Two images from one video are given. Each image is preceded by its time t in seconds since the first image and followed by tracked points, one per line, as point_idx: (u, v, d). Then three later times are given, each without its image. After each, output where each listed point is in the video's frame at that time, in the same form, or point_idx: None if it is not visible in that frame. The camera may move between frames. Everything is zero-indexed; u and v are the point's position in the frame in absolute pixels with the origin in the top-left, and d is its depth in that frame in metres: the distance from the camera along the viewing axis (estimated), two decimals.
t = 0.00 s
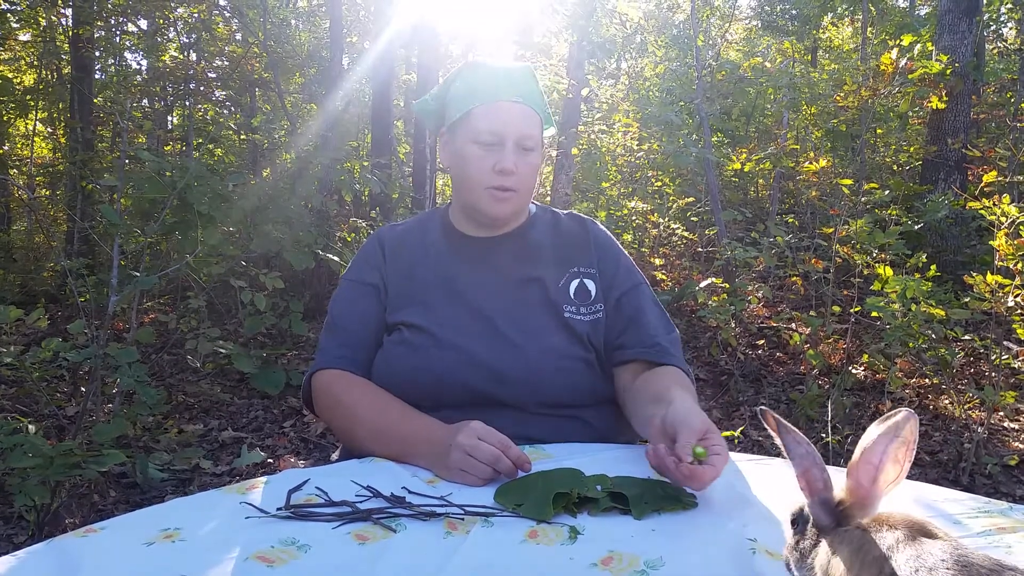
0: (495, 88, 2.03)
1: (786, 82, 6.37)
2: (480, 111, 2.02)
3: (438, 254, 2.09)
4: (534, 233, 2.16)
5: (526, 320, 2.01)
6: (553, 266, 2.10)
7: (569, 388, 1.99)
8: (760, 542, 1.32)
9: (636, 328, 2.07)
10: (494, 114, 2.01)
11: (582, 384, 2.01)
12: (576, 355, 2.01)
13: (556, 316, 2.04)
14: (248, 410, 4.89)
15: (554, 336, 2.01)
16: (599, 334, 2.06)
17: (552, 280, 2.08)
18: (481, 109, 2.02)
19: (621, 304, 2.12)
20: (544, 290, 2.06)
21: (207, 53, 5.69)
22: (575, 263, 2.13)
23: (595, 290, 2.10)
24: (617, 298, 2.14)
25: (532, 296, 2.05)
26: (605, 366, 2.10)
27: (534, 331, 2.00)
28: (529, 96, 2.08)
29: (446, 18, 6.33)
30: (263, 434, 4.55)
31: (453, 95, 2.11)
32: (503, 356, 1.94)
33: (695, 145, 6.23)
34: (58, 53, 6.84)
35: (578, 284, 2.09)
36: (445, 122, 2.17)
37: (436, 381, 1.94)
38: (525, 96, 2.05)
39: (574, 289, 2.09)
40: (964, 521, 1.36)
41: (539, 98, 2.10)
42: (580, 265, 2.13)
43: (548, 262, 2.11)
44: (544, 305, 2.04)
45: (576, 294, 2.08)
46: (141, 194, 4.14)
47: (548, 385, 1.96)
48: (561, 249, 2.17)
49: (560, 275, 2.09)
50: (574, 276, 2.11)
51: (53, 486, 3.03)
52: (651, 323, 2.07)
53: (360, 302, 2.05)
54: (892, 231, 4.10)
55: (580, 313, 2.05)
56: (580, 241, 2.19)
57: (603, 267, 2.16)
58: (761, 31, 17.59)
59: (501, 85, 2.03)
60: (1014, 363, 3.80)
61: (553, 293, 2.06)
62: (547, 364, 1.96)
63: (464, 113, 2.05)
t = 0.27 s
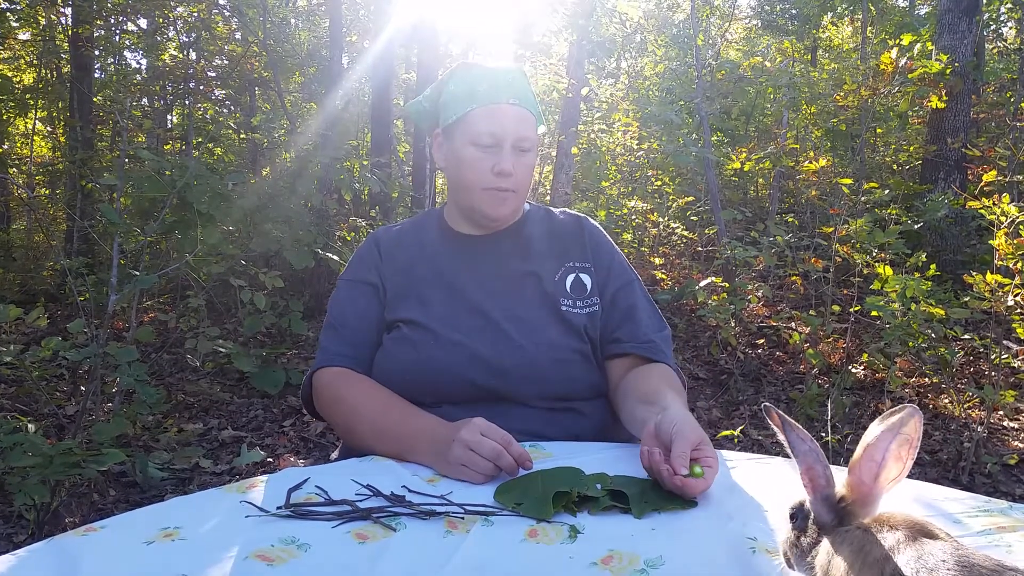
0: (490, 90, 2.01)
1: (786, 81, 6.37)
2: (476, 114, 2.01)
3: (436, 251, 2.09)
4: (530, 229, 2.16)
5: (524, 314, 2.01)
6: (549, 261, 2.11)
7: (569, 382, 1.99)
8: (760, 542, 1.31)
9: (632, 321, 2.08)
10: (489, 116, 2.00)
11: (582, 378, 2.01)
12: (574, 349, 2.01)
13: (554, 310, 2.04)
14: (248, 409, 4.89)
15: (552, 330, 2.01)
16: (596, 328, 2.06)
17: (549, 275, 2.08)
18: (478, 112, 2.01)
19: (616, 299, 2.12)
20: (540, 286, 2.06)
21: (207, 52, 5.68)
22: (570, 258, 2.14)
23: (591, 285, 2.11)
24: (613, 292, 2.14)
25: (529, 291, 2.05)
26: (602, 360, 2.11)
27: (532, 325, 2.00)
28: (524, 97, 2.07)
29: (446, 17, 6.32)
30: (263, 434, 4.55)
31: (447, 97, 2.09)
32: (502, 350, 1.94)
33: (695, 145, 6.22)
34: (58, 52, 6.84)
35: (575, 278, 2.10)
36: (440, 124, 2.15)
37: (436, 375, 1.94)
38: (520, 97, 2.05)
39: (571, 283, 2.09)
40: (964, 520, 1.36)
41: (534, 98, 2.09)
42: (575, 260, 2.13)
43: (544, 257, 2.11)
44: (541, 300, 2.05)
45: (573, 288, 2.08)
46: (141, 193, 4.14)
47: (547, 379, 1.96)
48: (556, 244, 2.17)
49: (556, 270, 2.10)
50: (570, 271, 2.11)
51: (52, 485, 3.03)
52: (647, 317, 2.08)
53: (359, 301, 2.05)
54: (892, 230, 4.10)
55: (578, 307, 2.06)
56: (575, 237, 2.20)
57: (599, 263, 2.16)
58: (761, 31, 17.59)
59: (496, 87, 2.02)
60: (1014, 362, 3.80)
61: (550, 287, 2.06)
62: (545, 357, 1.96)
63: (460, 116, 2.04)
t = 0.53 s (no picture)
0: (486, 91, 2.02)
1: (786, 82, 6.38)
2: (473, 114, 2.01)
3: (435, 251, 2.09)
4: (529, 228, 2.16)
5: (523, 313, 2.01)
6: (547, 259, 2.11)
7: (569, 379, 1.99)
8: (760, 543, 1.32)
9: (630, 319, 2.08)
10: (486, 117, 2.01)
11: (582, 375, 2.01)
12: (574, 346, 2.01)
13: (553, 308, 2.05)
14: (248, 410, 4.89)
15: (552, 327, 2.01)
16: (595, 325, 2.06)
17: (547, 273, 2.08)
18: (474, 112, 2.01)
19: (614, 297, 2.13)
20: (539, 285, 2.06)
21: (207, 54, 5.68)
22: (569, 257, 2.14)
23: (590, 284, 2.11)
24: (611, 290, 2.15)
25: (529, 290, 2.05)
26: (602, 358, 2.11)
27: (531, 323, 2.00)
28: (520, 96, 2.07)
29: (446, 18, 6.32)
30: (263, 435, 4.55)
31: (444, 98, 2.10)
32: (502, 347, 1.94)
33: (695, 146, 6.23)
34: (58, 54, 6.84)
35: (573, 277, 2.10)
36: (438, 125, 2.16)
37: (437, 373, 1.94)
38: (517, 97, 2.05)
39: (569, 281, 2.09)
40: (964, 521, 1.36)
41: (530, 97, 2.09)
42: (573, 258, 2.14)
43: (543, 255, 2.12)
44: (540, 298, 2.05)
45: (571, 286, 2.08)
46: (142, 194, 4.14)
47: (548, 376, 1.96)
48: (555, 243, 2.17)
49: (555, 269, 2.10)
50: (569, 270, 2.12)
51: (53, 486, 3.03)
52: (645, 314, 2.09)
53: (359, 302, 2.05)
54: (892, 231, 4.10)
55: (577, 305, 2.06)
56: (573, 236, 2.20)
57: (597, 262, 2.17)
58: (761, 32, 17.60)
59: (492, 87, 2.02)
60: (1014, 363, 3.80)
61: (549, 286, 2.07)
62: (546, 355, 1.96)
63: (457, 116, 2.04)
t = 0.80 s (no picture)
0: (486, 90, 2.02)
1: (785, 82, 6.38)
2: (472, 113, 2.01)
3: (435, 250, 2.09)
4: (527, 226, 2.16)
5: (523, 311, 2.01)
6: (547, 258, 2.11)
7: (569, 376, 1.99)
8: (759, 543, 1.32)
9: (631, 317, 2.08)
10: (486, 117, 2.00)
11: (583, 372, 2.01)
12: (574, 344, 2.01)
13: (553, 307, 2.05)
14: (248, 409, 4.89)
15: (552, 326, 2.01)
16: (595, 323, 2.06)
17: (547, 272, 2.08)
18: (475, 112, 2.01)
19: (614, 295, 2.13)
20: (539, 283, 2.06)
21: (207, 53, 5.69)
22: (569, 256, 2.14)
23: (590, 282, 2.11)
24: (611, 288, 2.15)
25: (528, 288, 2.05)
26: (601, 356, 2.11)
27: (531, 321, 2.00)
28: (521, 94, 2.07)
29: (446, 18, 6.32)
30: (263, 434, 4.55)
31: (445, 98, 2.10)
32: (502, 345, 1.94)
33: (695, 145, 6.23)
34: (59, 53, 6.85)
35: (573, 275, 2.10)
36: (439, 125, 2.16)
37: (437, 370, 1.93)
38: (517, 96, 2.05)
39: (569, 280, 2.09)
40: (963, 520, 1.36)
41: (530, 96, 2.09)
42: (573, 257, 2.14)
43: (542, 254, 2.12)
44: (540, 296, 2.05)
45: (571, 285, 2.09)
46: (141, 194, 4.14)
47: (548, 374, 1.96)
48: (554, 242, 2.17)
49: (555, 267, 2.10)
50: (569, 268, 2.12)
51: (52, 486, 3.03)
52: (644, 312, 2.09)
53: (358, 301, 2.05)
54: (892, 231, 4.10)
55: (577, 303, 2.06)
56: (573, 235, 2.20)
57: (597, 261, 2.17)
58: (761, 32, 17.60)
59: (493, 87, 2.01)
60: (1014, 362, 3.80)
61: (548, 284, 2.07)
62: (546, 353, 1.96)
63: (457, 116, 2.04)
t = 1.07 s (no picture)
0: (485, 89, 2.01)
1: (785, 81, 6.38)
2: (472, 113, 2.01)
3: (434, 249, 2.09)
4: (526, 225, 2.16)
5: (523, 309, 2.01)
6: (547, 257, 2.11)
7: (569, 374, 1.99)
8: (760, 542, 1.32)
9: (630, 315, 2.08)
10: (485, 116, 2.00)
11: (583, 370, 2.01)
12: (574, 342, 2.01)
13: (553, 305, 2.05)
14: (248, 409, 4.89)
15: (552, 324, 2.01)
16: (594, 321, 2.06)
17: (547, 271, 2.09)
18: (474, 111, 2.01)
19: (614, 294, 2.13)
20: (538, 282, 2.06)
21: (207, 52, 5.68)
22: (569, 254, 2.14)
23: (590, 280, 2.11)
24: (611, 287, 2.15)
25: (528, 287, 2.05)
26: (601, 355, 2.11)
27: (531, 319, 2.00)
28: (520, 93, 2.07)
29: (446, 17, 6.31)
30: (263, 434, 4.55)
31: (445, 98, 2.10)
32: (502, 344, 1.94)
33: (695, 145, 6.23)
34: (59, 52, 6.85)
35: (573, 274, 2.10)
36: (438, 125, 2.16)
37: (437, 368, 1.93)
38: (516, 95, 2.04)
39: (569, 279, 2.09)
40: (963, 521, 1.36)
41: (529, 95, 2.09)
42: (573, 256, 2.14)
43: (542, 253, 2.12)
44: (540, 294, 2.05)
45: (571, 284, 2.09)
46: (141, 193, 4.14)
47: (548, 373, 1.96)
48: (554, 241, 2.17)
49: (554, 266, 2.10)
50: (568, 267, 2.11)
51: (52, 485, 3.03)
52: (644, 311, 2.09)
53: (358, 300, 2.05)
54: (892, 231, 4.10)
55: (576, 301, 2.06)
56: (573, 233, 2.20)
57: (596, 259, 2.16)
58: (761, 31, 17.58)
59: (492, 86, 2.01)
60: (1013, 363, 3.80)
61: (548, 282, 2.07)
62: (546, 351, 1.96)
63: (457, 116, 2.04)
